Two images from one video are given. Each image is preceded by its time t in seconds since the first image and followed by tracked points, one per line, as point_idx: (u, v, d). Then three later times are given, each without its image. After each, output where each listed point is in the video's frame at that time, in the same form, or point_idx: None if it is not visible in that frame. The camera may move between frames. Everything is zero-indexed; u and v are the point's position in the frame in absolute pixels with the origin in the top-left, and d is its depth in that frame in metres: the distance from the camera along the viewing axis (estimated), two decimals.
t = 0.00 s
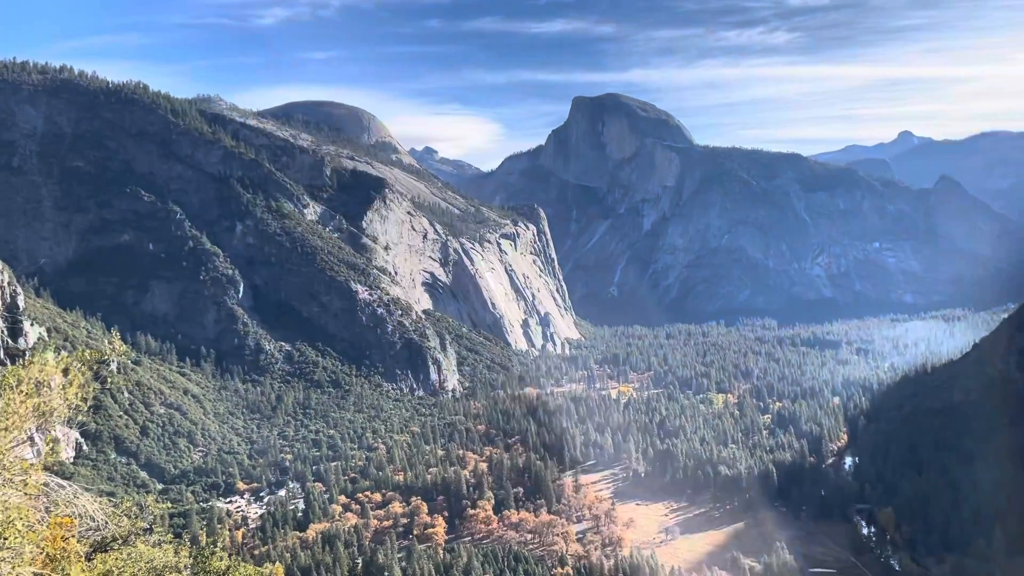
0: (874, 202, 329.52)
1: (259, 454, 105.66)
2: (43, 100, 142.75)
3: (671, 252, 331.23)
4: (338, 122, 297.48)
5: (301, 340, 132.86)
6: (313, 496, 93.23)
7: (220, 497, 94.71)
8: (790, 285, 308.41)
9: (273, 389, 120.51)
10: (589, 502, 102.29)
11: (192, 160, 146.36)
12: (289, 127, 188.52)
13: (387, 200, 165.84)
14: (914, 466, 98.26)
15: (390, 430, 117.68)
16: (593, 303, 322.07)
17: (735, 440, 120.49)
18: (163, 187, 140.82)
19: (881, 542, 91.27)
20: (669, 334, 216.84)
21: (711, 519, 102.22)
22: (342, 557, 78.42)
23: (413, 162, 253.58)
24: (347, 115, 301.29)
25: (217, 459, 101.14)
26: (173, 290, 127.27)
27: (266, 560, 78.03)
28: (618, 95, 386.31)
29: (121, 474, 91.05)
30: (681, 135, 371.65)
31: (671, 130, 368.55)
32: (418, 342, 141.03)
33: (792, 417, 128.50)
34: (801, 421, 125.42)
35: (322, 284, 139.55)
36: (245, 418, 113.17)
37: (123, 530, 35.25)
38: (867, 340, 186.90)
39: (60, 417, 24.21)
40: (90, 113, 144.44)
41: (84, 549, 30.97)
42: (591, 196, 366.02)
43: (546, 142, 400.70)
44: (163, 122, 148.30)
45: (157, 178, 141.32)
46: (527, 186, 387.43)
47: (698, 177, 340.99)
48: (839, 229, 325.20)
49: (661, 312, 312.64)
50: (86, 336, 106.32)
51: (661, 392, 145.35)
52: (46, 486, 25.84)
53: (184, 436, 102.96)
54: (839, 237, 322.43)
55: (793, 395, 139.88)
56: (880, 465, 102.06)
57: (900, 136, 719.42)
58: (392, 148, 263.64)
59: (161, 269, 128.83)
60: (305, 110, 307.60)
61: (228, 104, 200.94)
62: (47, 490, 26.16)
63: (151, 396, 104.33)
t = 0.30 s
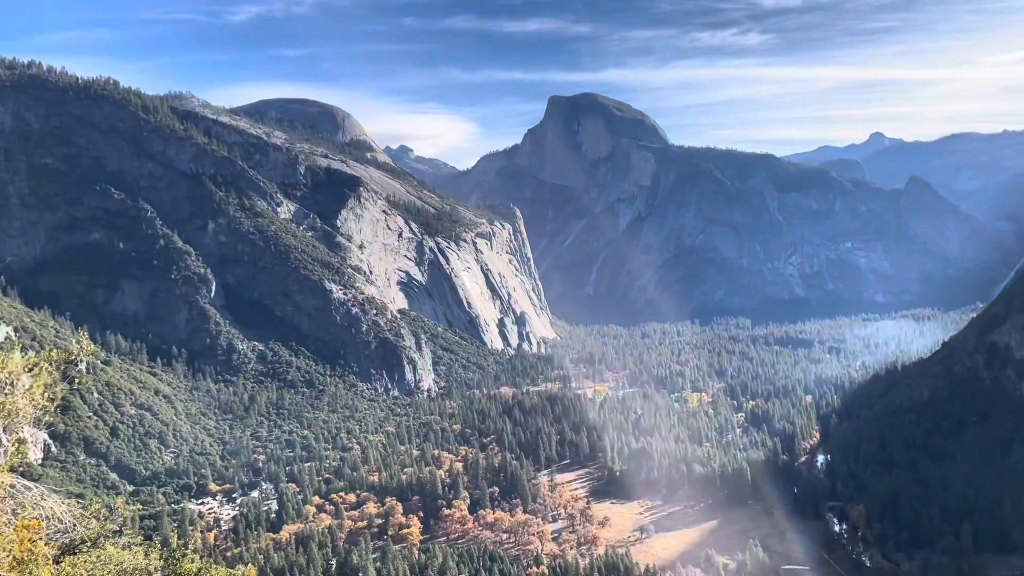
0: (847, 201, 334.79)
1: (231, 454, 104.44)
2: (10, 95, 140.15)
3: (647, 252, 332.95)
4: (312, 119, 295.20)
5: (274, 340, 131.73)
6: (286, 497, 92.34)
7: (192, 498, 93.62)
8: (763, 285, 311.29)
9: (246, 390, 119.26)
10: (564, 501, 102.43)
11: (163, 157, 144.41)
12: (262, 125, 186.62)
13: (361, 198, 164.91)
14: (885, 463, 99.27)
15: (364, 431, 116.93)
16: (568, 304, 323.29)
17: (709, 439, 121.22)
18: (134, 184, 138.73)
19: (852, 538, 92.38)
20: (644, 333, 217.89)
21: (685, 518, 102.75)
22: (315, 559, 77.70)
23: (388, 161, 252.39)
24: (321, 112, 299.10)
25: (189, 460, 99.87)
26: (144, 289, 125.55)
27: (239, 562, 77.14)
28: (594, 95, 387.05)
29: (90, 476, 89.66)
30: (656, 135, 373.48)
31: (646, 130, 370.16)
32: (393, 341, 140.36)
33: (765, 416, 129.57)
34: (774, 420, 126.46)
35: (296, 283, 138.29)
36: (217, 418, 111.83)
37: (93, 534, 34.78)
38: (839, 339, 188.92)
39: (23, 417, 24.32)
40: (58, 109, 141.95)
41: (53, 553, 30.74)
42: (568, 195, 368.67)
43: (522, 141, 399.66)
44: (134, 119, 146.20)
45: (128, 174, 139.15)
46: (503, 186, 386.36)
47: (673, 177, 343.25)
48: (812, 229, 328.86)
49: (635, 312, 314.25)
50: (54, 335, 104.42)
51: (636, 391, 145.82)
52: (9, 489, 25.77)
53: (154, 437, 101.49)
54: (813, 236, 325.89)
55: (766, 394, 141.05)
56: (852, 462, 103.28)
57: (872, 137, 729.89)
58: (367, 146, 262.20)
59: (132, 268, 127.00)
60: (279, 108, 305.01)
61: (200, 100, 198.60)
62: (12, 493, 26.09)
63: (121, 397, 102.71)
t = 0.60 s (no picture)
0: (821, 202, 340.46)
1: (206, 455, 103.35)
2: None
3: (624, 253, 333.55)
4: (289, 117, 292.95)
5: (250, 340, 130.75)
6: (262, 498, 91.59)
7: (166, 500, 92.63)
8: (739, 284, 312.97)
9: (221, 390, 118.12)
10: (542, 501, 102.62)
11: (137, 155, 142.62)
12: (238, 123, 184.78)
13: (339, 197, 163.83)
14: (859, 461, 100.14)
15: (341, 431, 116.33)
16: (546, 304, 321.94)
17: (686, 438, 121.89)
18: (107, 183, 136.92)
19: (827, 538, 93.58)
20: (622, 333, 218.78)
21: (662, 517, 103.39)
22: (292, 561, 77.05)
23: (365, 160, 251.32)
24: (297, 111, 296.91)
25: (162, 462, 98.67)
26: (117, 289, 124.10)
27: (214, 564, 76.31)
28: (572, 95, 386.88)
29: (62, 478, 88.39)
30: (632, 136, 375.34)
31: (624, 131, 371.48)
32: (370, 341, 139.79)
33: (741, 415, 130.61)
34: (750, 419, 127.41)
35: (273, 283, 137.29)
36: (192, 419, 110.62)
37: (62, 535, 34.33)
38: (814, 339, 190.95)
39: None
40: (29, 107, 139.76)
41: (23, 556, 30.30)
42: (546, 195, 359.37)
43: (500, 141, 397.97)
44: (107, 116, 144.27)
45: (101, 173, 137.30)
46: (480, 184, 382.87)
47: (651, 177, 345.85)
48: (787, 229, 332.28)
49: (613, 313, 314.59)
50: (25, 335, 102.80)
51: (613, 390, 146.32)
52: None
53: (127, 438, 100.10)
54: (788, 237, 329.18)
55: (742, 393, 142.24)
56: (826, 462, 104.69)
57: (847, 139, 739.07)
58: (345, 145, 260.81)
59: (105, 267, 125.46)
60: (255, 107, 302.21)
61: (174, 98, 196.41)
62: None
63: (93, 398, 101.28)
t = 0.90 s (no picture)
0: (799, 205, 338.64)
1: (183, 456, 102.58)
2: None
3: (605, 253, 334.39)
4: (268, 117, 291.16)
5: (228, 340, 129.86)
6: (239, 499, 90.97)
7: (142, 502, 91.82)
8: (717, 285, 317.40)
9: (199, 391, 117.28)
10: (521, 501, 102.68)
11: (113, 154, 141.16)
12: (216, 122, 183.28)
13: (318, 197, 162.78)
14: (835, 460, 100.93)
15: (320, 432, 115.80)
16: (527, 304, 321.28)
17: (665, 438, 122.37)
18: (82, 181, 135.50)
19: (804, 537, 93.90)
20: (602, 333, 219.36)
21: (641, 517, 103.84)
22: (270, 562, 76.54)
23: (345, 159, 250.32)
24: (277, 110, 295.21)
25: (138, 463, 97.71)
26: (93, 289, 122.97)
27: (191, 566, 75.68)
28: (553, 95, 386.32)
29: (36, 480, 87.51)
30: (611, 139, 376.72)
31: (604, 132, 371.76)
32: (349, 341, 139.09)
33: (720, 415, 131.35)
34: (728, 419, 128.14)
35: (251, 283, 136.27)
36: (168, 420, 109.64)
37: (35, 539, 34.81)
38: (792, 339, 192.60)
39: None
40: (2, 104, 137.99)
41: None
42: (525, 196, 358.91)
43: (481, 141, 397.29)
44: (83, 114, 142.65)
45: (76, 171, 135.85)
46: (461, 184, 381.72)
47: (631, 178, 346.42)
48: (766, 230, 334.99)
49: (594, 313, 315.12)
50: None
51: (593, 391, 146.74)
52: None
53: (103, 439, 99.04)
54: (766, 237, 332.00)
55: (721, 394, 143.11)
56: (803, 461, 105.47)
57: (825, 140, 746.44)
58: (324, 145, 259.58)
59: (80, 266, 124.20)
60: (233, 105, 299.64)
61: (151, 96, 194.53)
62: None
63: (68, 399, 100.17)
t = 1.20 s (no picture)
0: (776, 206, 344.39)
1: (162, 457, 101.78)
2: None
3: (586, 253, 334.93)
4: (248, 116, 289.32)
5: (208, 341, 129.03)
6: (219, 501, 90.27)
7: (120, 504, 90.97)
8: (698, 285, 317.84)
9: (178, 392, 116.43)
10: (503, 501, 102.67)
11: (91, 152, 139.79)
12: (196, 120, 181.80)
13: (299, 197, 161.76)
14: (813, 460, 101.70)
15: (301, 433, 115.36)
16: (510, 304, 321.00)
17: (646, 438, 122.88)
18: (60, 180, 134.22)
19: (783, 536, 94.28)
20: (583, 334, 220.04)
21: (622, 516, 104.28)
22: (250, 563, 76.13)
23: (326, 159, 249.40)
24: (257, 110, 293.48)
25: (116, 464, 96.76)
26: (69, 288, 121.79)
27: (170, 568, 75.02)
28: (535, 96, 385.93)
29: (11, 481, 86.41)
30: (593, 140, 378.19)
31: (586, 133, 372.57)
32: (330, 341, 138.45)
33: (700, 415, 132.12)
34: (709, 419, 128.86)
35: (230, 283, 135.24)
36: (147, 421, 108.69)
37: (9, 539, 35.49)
38: (771, 340, 194.22)
39: None
40: None
41: None
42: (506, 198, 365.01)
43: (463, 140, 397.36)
44: (60, 112, 141.07)
45: (54, 170, 134.53)
46: (444, 185, 381.41)
47: (613, 179, 346.02)
48: (745, 231, 337.50)
49: (576, 313, 314.98)
50: None
51: (574, 391, 147.13)
52: None
53: (80, 441, 98.01)
54: (745, 239, 334.53)
55: (701, 394, 143.93)
56: (783, 461, 106.12)
57: (805, 142, 753.64)
58: (305, 144, 258.41)
59: (57, 266, 123.01)
60: (212, 104, 297.78)
61: (129, 94, 192.70)
62: None
63: (45, 399, 99.14)
